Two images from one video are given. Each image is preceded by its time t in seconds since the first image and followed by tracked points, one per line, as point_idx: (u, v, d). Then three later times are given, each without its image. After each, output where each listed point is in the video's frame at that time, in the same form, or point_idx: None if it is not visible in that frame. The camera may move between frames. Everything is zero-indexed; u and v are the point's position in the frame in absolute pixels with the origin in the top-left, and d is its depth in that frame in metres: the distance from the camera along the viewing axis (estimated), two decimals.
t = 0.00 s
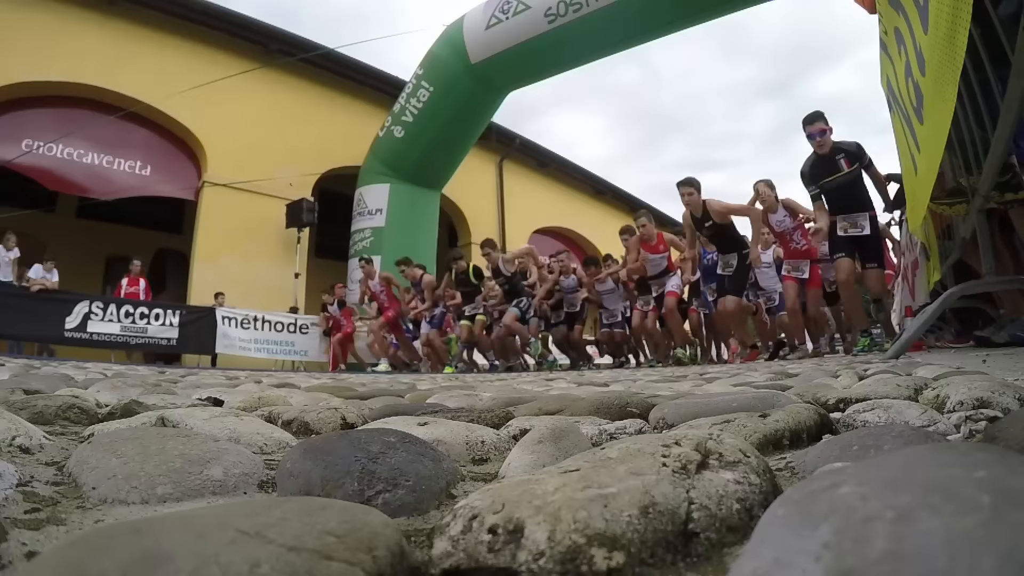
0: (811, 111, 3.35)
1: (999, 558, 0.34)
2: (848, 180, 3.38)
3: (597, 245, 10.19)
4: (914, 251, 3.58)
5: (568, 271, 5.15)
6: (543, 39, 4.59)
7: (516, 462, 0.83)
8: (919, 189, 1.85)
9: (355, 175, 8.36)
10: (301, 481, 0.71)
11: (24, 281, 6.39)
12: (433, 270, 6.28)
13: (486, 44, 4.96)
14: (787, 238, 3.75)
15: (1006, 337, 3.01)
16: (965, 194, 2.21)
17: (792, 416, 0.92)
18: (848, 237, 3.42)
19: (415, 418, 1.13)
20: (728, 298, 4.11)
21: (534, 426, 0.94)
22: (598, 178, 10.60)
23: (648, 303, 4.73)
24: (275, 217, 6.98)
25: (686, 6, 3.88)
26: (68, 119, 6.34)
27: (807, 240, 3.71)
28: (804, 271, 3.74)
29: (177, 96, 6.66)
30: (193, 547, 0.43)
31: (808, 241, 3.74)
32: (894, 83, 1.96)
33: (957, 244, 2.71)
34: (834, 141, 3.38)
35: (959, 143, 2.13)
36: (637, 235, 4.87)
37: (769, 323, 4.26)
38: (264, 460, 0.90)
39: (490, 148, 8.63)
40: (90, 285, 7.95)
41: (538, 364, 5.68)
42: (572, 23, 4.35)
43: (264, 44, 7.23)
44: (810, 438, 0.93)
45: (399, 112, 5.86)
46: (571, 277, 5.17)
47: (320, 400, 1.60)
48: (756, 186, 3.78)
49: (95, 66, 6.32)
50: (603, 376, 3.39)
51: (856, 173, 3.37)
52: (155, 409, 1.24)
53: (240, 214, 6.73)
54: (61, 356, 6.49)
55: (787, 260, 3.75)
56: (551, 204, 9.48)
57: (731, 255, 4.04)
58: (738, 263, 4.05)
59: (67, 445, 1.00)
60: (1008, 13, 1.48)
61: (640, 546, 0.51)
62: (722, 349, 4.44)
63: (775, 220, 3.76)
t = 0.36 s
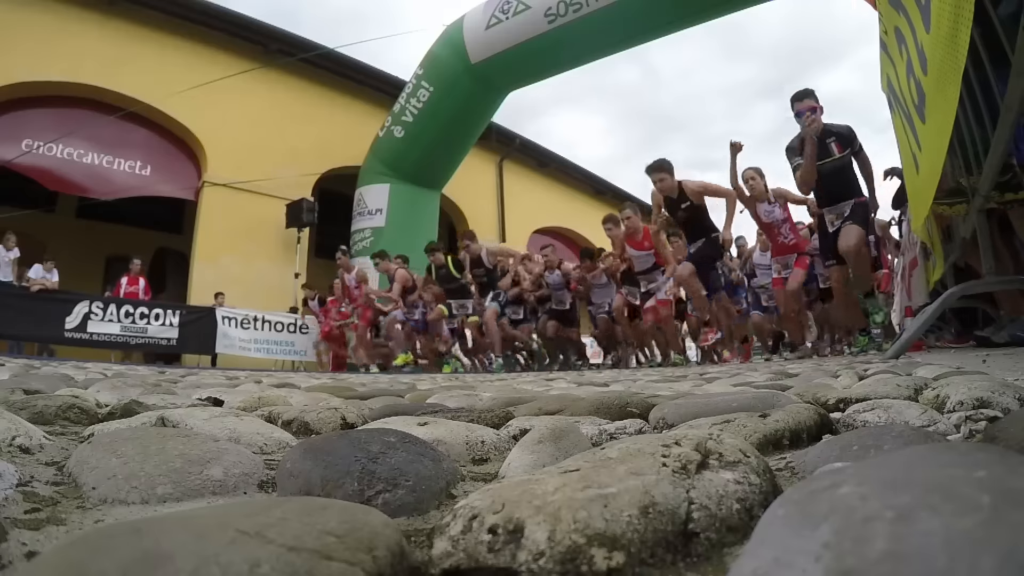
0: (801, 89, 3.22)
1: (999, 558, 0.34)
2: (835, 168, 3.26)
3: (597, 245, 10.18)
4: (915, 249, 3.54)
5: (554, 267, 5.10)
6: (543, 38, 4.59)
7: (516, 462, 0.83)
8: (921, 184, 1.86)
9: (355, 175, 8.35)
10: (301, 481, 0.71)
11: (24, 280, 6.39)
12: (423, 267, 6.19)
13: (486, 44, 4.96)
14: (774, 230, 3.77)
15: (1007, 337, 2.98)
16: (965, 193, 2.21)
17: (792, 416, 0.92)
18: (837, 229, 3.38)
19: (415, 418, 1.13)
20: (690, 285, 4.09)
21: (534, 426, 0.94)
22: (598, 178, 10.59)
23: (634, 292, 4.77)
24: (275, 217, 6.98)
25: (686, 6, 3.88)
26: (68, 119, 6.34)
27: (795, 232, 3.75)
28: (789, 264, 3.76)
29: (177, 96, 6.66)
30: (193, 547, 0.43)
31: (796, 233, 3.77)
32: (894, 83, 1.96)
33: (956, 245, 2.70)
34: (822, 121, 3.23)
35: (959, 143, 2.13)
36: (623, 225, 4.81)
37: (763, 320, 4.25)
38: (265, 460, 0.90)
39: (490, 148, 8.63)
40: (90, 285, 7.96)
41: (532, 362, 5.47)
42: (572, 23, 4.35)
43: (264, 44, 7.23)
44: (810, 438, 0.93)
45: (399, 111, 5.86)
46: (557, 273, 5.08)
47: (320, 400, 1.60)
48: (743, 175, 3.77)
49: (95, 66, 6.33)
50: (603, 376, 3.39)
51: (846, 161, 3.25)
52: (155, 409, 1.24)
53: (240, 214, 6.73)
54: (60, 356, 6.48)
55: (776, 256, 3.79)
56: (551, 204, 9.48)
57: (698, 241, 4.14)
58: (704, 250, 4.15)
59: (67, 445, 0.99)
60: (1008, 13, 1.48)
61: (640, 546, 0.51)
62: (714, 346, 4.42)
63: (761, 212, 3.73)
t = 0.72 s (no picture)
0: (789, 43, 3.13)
1: (999, 558, 0.34)
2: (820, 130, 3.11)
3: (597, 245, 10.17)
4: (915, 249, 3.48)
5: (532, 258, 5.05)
6: (543, 38, 4.59)
7: (516, 462, 0.83)
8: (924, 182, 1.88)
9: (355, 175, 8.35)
10: (301, 481, 0.71)
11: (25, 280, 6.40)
12: (396, 258, 5.91)
13: (486, 44, 4.95)
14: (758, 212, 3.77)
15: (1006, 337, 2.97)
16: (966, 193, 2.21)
17: (792, 416, 0.92)
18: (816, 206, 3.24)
19: (415, 418, 1.13)
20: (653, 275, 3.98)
21: (535, 426, 0.94)
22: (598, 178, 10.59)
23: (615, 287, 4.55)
24: (275, 217, 6.98)
25: (686, 6, 3.88)
26: (68, 119, 6.34)
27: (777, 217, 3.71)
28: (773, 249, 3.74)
29: (178, 96, 6.66)
30: (193, 547, 0.43)
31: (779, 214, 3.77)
32: (896, 83, 1.96)
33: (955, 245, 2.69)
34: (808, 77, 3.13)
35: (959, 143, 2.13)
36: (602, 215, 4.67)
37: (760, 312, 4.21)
38: (265, 460, 0.90)
39: (490, 148, 8.62)
40: (90, 285, 7.96)
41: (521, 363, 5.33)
42: (572, 23, 4.35)
43: (264, 44, 7.23)
44: (810, 438, 0.93)
45: (399, 111, 5.86)
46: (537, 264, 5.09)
47: (320, 400, 1.60)
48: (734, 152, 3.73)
49: (95, 66, 6.33)
50: (603, 376, 3.39)
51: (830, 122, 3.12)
52: (155, 409, 1.24)
53: (240, 214, 6.73)
54: (60, 356, 6.49)
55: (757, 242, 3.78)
56: (551, 204, 9.47)
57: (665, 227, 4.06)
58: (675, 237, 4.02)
59: (67, 445, 1.00)
60: (1008, 13, 1.48)
61: (641, 546, 0.51)
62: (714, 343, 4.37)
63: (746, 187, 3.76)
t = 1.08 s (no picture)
0: (762, 1, 3.01)
1: (999, 558, 0.34)
2: (800, 101, 3.01)
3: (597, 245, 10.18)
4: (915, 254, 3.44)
5: (512, 254, 5.14)
6: (543, 38, 4.59)
7: (516, 462, 0.83)
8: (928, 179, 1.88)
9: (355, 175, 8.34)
10: (301, 481, 0.71)
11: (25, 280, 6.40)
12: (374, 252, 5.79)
13: (486, 44, 4.95)
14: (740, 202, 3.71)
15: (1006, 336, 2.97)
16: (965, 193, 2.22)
17: (792, 416, 0.92)
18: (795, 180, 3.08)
19: (415, 418, 1.13)
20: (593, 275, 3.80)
21: (534, 426, 0.94)
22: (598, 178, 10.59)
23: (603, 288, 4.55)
24: (275, 217, 6.97)
25: (686, 6, 3.88)
26: (68, 118, 6.35)
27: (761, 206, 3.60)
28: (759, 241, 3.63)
29: (178, 96, 6.67)
30: (193, 546, 0.43)
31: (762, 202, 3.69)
32: (897, 82, 1.97)
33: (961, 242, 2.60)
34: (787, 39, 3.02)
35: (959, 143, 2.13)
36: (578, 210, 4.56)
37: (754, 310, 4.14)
38: (265, 460, 0.90)
39: (490, 148, 8.62)
40: (90, 285, 7.96)
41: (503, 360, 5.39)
42: (572, 23, 4.36)
43: (264, 44, 7.23)
44: (810, 438, 0.93)
45: (400, 111, 5.87)
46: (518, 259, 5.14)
47: (320, 400, 1.60)
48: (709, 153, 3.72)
49: (95, 66, 6.34)
50: (603, 376, 3.39)
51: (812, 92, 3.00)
52: (154, 409, 1.24)
53: (240, 215, 6.74)
54: (60, 356, 6.48)
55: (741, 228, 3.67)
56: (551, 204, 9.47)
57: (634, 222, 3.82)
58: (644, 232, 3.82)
59: (67, 445, 1.00)
60: (1007, 13, 1.47)
61: (640, 546, 0.51)
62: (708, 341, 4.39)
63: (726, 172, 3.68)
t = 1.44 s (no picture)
0: None
1: (999, 558, 0.34)
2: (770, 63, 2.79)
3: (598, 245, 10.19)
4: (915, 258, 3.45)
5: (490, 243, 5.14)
6: (543, 38, 4.58)
7: (516, 462, 0.83)
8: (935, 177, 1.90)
9: (355, 175, 8.34)
10: (301, 481, 0.71)
11: (25, 280, 6.41)
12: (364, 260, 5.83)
13: (486, 44, 4.94)
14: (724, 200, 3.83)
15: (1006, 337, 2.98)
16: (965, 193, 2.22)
17: (792, 416, 0.92)
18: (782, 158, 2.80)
19: (415, 418, 1.13)
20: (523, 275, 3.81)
21: (534, 426, 0.94)
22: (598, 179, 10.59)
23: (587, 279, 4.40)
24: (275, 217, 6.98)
25: (686, 6, 3.91)
26: (68, 119, 6.36)
27: (741, 204, 3.69)
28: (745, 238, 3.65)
29: (179, 96, 6.68)
30: (193, 546, 0.43)
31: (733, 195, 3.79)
32: (901, 81, 1.96)
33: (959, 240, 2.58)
34: None
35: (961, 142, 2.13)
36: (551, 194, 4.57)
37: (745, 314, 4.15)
38: (264, 460, 0.90)
39: (490, 148, 8.62)
40: (90, 285, 7.96)
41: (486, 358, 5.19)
42: (572, 22, 4.36)
43: (264, 44, 7.22)
44: (810, 438, 0.93)
45: (399, 112, 5.87)
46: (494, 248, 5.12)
47: (320, 400, 1.59)
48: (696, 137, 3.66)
49: (95, 66, 6.34)
50: (603, 376, 3.39)
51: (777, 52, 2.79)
52: (155, 409, 1.24)
53: (239, 215, 6.74)
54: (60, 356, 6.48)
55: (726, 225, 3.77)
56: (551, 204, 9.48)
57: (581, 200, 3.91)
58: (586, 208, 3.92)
59: (67, 445, 1.00)
60: (1008, 13, 1.47)
61: (641, 546, 0.51)
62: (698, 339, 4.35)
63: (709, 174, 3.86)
